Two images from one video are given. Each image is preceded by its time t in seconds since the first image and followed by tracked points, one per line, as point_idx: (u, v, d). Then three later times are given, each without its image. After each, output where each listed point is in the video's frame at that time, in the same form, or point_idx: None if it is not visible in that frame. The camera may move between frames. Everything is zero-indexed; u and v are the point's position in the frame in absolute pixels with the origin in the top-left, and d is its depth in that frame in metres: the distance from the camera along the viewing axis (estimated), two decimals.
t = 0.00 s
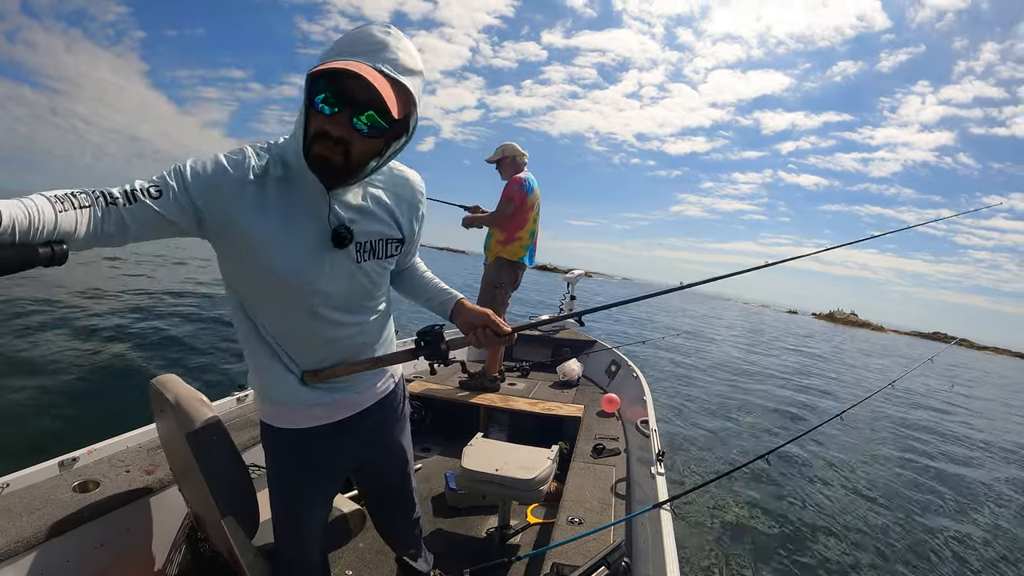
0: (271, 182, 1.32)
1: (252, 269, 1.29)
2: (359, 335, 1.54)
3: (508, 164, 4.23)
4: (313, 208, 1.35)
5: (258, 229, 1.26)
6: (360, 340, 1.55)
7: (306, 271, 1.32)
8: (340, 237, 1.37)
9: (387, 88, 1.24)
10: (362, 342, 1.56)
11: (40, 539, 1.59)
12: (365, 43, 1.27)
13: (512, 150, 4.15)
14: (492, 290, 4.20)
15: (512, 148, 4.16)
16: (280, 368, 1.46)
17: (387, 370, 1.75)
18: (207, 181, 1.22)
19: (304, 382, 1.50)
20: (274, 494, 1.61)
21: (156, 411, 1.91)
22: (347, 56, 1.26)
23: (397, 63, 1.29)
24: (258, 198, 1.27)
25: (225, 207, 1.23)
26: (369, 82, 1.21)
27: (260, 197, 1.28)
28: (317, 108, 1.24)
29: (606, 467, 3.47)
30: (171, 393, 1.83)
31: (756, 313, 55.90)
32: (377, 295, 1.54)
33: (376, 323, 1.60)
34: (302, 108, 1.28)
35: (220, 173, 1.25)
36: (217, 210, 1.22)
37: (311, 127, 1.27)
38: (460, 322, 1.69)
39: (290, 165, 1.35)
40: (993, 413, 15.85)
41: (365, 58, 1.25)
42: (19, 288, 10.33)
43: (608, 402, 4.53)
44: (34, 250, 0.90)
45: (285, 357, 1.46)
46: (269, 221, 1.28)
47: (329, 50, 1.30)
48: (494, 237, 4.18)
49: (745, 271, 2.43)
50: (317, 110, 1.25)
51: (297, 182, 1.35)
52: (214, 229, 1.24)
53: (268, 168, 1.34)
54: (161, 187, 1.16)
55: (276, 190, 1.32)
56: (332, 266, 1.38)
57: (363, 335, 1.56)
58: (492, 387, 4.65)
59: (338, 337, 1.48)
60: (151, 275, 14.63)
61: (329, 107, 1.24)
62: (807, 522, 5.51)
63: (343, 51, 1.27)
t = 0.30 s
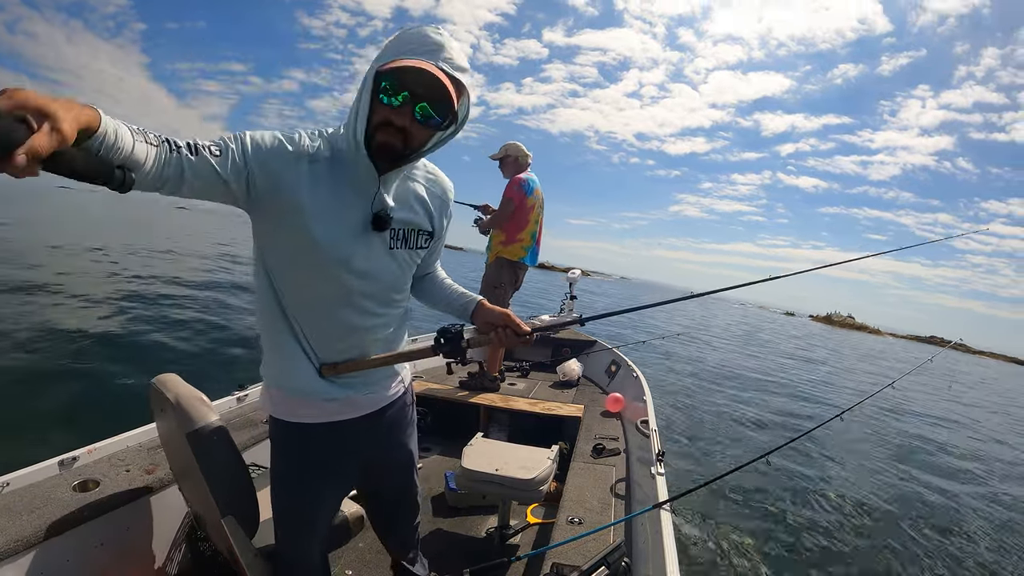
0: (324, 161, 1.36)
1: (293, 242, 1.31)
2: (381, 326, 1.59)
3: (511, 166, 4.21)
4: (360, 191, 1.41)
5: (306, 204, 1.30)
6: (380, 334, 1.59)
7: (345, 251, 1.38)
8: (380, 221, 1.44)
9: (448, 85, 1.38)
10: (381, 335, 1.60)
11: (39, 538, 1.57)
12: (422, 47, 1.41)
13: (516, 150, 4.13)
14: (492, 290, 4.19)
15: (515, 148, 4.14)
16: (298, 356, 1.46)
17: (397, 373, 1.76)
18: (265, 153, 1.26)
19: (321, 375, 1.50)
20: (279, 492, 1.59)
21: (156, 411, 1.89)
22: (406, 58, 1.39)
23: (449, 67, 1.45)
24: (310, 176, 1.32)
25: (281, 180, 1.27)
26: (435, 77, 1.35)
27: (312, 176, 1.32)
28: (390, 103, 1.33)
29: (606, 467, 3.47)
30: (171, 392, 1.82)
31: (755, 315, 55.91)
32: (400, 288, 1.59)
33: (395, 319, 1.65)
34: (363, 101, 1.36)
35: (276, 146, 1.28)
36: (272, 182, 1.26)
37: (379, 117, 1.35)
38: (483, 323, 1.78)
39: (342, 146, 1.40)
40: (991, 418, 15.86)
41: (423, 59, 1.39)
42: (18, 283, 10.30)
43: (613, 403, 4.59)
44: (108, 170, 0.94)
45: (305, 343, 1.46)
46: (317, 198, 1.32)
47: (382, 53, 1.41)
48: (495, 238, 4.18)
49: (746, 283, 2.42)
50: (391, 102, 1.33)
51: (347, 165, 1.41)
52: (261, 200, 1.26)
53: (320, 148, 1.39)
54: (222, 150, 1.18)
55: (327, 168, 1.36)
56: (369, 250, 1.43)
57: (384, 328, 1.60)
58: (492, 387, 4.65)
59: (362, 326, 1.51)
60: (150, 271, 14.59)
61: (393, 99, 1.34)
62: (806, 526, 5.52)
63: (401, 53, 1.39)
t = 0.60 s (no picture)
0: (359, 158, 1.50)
1: (329, 228, 1.41)
2: (396, 318, 1.66)
3: (510, 166, 4.21)
4: (388, 186, 1.54)
5: (339, 191, 1.41)
6: (393, 327, 1.66)
7: (371, 238, 1.47)
8: (406, 213, 1.55)
9: (484, 110, 1.52)
10: (397, 327, 1.68)
11: (41, 537, 1.58)
12: (461, 65, 1.50)
13: (515, 149, 4.11)
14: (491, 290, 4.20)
15: (517, 146, 4.13)
16: (312, 346, 1.49)
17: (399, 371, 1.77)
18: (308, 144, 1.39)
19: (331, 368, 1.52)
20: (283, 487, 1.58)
21: (156, 410, 1.90)
22: (447, 77, 1.49)
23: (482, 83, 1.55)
24: (346, 167, 1.45)
25: (318, 167, 1.39)
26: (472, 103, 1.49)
27: (347, 168, 1.45)
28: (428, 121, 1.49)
29: (606, 468, 3.48)
30: (171, 392, 1.82)
31: (754, 310, 55.95)
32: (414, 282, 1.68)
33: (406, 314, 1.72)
34: (414, 118, 1.49)
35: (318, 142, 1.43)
36: (311, 167, 1.38)
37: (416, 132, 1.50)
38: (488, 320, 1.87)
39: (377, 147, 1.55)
40: (992, 410, 15.86)
41: (462, 79, 1.50)
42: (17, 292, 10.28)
43: (613, 403, 4.59)
44: (196, 140, 1.07)
45: (322, 334, 1.50)
46: (351, 186, 1.43)
47: (422, 62, 1.51)
48: (492, 237, 4.20)
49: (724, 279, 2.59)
50: (430, 121, 1.49)
51: (379, 164, 1.55)
52: (303, 186, 1.38)
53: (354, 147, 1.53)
54: (271, 138, 1.31)
55: (361, 164, 1.49)
56: (395, 240, 1.54)
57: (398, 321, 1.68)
58: (492, 387, 4.66)
59: (381, 317, 1.58)
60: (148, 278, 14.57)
61: (447, 130, 1.53)
62: (808, 521, 5.53)
63: (440, 69, 1.49)
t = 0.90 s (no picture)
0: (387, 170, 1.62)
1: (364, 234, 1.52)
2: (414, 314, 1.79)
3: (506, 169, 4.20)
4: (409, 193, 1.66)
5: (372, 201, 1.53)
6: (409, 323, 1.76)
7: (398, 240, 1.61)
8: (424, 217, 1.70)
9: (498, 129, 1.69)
10: (412, 322, 1.79)
11: (43, 538, 1.59)
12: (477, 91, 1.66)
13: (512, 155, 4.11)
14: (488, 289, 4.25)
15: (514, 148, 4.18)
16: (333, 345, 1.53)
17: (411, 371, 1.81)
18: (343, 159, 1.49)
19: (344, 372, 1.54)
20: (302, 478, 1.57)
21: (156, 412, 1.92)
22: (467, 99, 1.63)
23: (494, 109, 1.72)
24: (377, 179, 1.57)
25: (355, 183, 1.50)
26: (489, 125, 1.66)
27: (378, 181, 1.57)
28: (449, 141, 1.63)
29: (606, 468, 3.51)
30: (172, 393, 1.84)
31: (754, 304, 55.96)
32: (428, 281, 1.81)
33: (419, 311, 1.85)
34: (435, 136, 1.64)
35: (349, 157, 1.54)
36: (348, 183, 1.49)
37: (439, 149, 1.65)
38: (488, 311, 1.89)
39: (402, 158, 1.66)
40: (995, 395, 15.84)
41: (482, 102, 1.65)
42: (15, 309, 10.29)
43: (613, 403, 4.62)
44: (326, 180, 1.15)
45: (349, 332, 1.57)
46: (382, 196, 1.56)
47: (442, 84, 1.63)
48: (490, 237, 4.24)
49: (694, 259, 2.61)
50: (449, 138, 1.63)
51: (402, 173, 1.68)
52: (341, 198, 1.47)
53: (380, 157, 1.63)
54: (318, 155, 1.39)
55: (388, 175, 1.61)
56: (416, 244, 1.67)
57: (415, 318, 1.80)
58: (492, 387, 4.69)
59: (404, 314, 1.70)
60: (146, 291, 14.57)
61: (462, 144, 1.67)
62: (811, 513, 5.56)
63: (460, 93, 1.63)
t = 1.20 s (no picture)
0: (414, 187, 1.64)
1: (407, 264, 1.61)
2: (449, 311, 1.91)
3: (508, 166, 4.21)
4: (439, 207, 1.71)
5: (403, 221, 1.59)
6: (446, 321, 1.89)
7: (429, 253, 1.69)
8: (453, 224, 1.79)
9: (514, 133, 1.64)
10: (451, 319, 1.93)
11: (44, 538, 1.58)
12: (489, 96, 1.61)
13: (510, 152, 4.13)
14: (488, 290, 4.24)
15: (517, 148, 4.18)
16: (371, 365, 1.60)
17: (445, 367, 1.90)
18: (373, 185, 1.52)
19: (385, 370, 1.59)
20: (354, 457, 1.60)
21: (156, 413, 1.91)
22: (480, 107, 1.58)
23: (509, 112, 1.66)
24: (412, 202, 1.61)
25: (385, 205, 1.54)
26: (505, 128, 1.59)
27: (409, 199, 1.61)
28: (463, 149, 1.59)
29: (606, 468, 3.51)
30: (171, 396, 1.82)
31: (752, 304, 56.07)
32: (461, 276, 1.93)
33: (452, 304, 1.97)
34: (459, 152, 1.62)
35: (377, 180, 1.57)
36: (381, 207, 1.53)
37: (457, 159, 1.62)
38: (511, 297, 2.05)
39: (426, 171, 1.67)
40: (993, 394, 15.89)
41: (495, 107, 1.59)
42: (14, 311, 10.27)
43: (613, 403, 4.62)
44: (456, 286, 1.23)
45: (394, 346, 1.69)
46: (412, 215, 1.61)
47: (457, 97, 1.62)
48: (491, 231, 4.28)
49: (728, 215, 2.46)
50: (464, 146, 1.60)
51: (432, 186, 1.69)
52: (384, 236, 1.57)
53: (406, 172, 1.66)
54: (362, 209, 1.44)
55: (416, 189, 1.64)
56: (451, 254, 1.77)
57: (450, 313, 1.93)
58: (492, 387, 4.69)
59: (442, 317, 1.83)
60: (145, 293, 14.54)
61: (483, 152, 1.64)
62: (810, 512, 5.57)
63: (472, 101, 1.59)
